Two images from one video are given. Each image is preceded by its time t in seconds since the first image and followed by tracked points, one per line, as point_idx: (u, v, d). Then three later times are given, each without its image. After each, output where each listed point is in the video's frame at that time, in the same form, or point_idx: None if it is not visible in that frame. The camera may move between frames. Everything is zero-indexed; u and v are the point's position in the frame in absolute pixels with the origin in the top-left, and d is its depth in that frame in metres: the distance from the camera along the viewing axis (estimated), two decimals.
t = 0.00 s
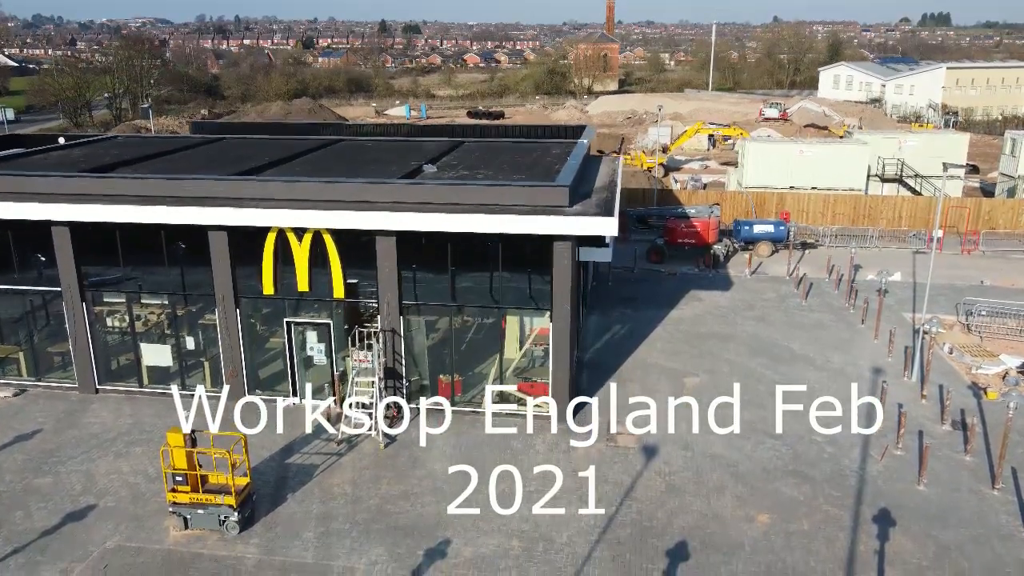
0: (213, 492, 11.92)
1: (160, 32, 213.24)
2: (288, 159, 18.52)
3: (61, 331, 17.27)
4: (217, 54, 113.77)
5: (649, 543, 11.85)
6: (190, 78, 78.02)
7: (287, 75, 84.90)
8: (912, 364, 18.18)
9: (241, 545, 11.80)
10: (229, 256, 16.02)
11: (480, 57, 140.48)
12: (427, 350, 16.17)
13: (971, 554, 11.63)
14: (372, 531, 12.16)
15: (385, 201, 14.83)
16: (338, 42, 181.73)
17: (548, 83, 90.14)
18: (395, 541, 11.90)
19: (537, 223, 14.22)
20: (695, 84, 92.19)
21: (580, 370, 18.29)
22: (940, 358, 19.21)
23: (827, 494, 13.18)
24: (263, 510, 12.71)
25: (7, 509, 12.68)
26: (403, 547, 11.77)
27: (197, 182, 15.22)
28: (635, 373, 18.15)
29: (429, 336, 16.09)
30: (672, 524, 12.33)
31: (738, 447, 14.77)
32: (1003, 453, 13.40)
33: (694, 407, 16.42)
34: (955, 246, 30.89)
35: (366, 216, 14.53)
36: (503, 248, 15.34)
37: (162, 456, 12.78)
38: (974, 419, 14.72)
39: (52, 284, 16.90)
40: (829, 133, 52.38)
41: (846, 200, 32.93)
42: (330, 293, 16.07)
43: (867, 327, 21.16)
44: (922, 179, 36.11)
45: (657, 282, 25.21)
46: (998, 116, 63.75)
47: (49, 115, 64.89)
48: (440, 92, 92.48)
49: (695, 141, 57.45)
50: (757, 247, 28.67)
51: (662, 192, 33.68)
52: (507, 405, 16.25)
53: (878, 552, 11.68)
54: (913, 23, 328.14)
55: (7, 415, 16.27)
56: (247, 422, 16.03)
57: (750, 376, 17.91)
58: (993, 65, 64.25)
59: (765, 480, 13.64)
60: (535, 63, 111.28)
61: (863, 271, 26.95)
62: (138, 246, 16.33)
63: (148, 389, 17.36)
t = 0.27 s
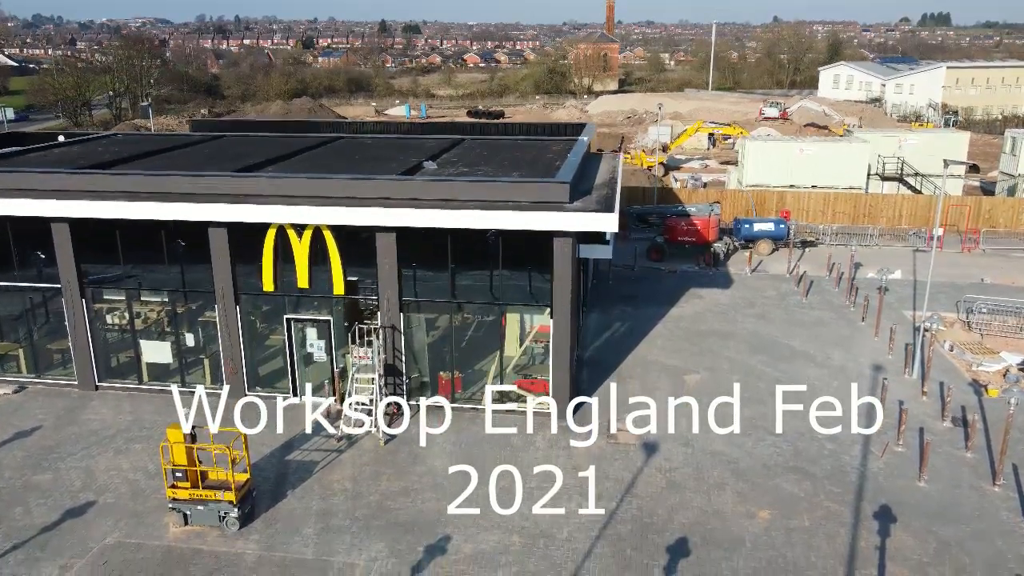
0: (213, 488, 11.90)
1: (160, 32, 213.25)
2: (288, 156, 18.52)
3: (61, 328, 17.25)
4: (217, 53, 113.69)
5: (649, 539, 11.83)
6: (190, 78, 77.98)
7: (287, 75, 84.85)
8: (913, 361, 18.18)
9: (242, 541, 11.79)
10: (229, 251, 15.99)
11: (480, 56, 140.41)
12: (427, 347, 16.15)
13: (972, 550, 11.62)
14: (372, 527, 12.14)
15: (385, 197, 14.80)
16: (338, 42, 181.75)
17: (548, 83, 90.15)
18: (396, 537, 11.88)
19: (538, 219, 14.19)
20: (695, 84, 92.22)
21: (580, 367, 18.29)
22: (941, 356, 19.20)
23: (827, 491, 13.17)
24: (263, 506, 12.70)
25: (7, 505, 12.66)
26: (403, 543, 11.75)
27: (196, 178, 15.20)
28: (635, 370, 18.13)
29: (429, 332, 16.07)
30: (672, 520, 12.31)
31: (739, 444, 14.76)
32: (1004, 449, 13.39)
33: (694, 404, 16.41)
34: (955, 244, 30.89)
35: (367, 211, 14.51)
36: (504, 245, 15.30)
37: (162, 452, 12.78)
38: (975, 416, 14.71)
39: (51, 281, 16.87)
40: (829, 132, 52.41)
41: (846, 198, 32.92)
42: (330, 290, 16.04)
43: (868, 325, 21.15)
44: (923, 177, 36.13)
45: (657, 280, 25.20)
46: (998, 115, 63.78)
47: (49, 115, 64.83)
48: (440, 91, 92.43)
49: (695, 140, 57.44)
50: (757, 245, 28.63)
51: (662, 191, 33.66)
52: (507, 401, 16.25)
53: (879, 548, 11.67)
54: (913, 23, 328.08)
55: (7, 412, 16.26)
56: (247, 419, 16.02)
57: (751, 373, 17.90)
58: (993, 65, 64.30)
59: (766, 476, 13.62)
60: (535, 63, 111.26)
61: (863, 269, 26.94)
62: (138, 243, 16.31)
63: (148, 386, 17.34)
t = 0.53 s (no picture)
0: (212, 483, 11.88)
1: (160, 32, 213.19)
2: (288, 152, 18.50)
3: (60, 325, 17.23)
4: (217, 53, 113.62)
5: (649, 534, 11.81)
6: (190, 77, 77.92)
7: (287, 74, 84.80)
8: (914, 357, 18.16)
9: (241, 536, 11.76)
10: (228, 247, 15.96)
11: (480, 55, 140.31)
12: (427, 343, 16.13)
13: (973, 545, 11.59)
14: (372, 522, 12.12)
15: (385, 193, 14.76)
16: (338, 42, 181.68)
17: (548, 83, 90.08)
18: (395, 532, 11.86)
19: (539, 215, 14.16)
20: (695, 83, 92.21)
21: (579, 363, 18.27)
22: (942, 353, 19.17)
23: (828, 486, 13.15)
24: (263, 501, 12.68)
25: (6, 500, 12.64)
26: (403, 537, 11.73)
27: (195, 174, 15.18)
28: (635, 367, 18.10)
29: (429, 328, 16.04)
30: (672, 515, 12.29)
31: (739, 439, 14.74)
32: (1005, 445, 13.36)
33: (695, 400, 16.38)
34: (956, 242, 30.85)
35: (367, 206, 14.48)
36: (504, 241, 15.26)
37: (161, 447, 12.77)
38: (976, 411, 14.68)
39: (51, 277, 16.85)
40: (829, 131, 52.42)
41: (846, 196, 32.88)
42: (330, 285, 16.01)
43: (868, 322, 21.12)
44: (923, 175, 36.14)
45: (657, 277, 25.18)
46: (998, 115, 63.79)
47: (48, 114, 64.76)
48: (440, 91, 92.36)
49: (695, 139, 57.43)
50: (757, 243, 28.64)
51: (662, 188, 33.63)
52: (506, 397, 16.25)
53: (880, 543, 11.64)
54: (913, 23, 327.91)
55: (6, 408, 16.24)
56: (247, 415, 16.00)
57: (751, 370, 17.88)
58: (993, 64, 64.32)
59: (766, 472, 13.60)
60: (535, 63, 111.18)
61: (864, 266, 26.92)
62: (138, 239, 16.29)
63: (147, 382, 17.31)
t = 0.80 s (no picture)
0: (211, 476, 11.86)
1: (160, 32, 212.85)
2: (287, 147, 18.46)
3: (60, 320, 17.20)
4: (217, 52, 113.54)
5: (649, 527, 11.77)
6: (190, 77, 77.84)
7: (287, 73, 84.72)
8: (914, 352, 18.13)
9: (240, 529, 11.73)
10: (227, 240, 15.93)
11: (479, 55, 140.21)
12: (427, 338, 16.09)
13: (974, 538, 11.55)
14: (372, 515, 12.08)
15: (384, 186, 14.72)
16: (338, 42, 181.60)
17: (548, 82, 89.98)
18: (395, 525, 11.82)
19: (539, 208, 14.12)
20: (695, 83, 92.17)
21: (579, 358, 18.24)
22: (942, 348, 19.13)
23: (829, 480, 13.12)
24: (263, 495, 12.65)
25: (5, 494, 12.61)
26: (403, 530, 11.69)
27: (194, 168, 15.14)
28: (635, 362, 18.06)
29: (429, 323, 16.01)
30: (673, 508, 12.25)
31: (739, 434, 14.71)
32: (1006, 438, 13.33)
33: (695, 395, 16.34)
34: (956, 239, 30.82)
35: (367, 200, 14.45)
36: (504, 234, 15.23)
37: (160, 441, 12.76)
38: (976, 405, 14.64)
39: (50, 271, 16.82)
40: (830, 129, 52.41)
41: (846, 193, 32.85)
42: (330, 279, 15.98)
43: (869, 317, 21.09)
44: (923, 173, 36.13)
45: (657, 274, 25.15)
46: (998, 113, 63.80)
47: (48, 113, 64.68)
48: (440, 90, 92.29)
49: (695, 137, 57.43)
50: (757, 239, 28.66)
51: (662, 185, 33.61)
52: (506, 392, 16.21)
53: (881, 536, 11.61)
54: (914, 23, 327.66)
55: (5, 402, 16.20)
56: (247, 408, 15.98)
57: (751, 365, 17.85)
58: (993, 63, 64.33)
59: (767, 465, 13.57)
60: (535, 62, 111.13)
61: (864, 263, 26.89)
62: (138, 235, 16.25)
63: (147, 377, 17.28)
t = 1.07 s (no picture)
0: (210, 468, 11.86)
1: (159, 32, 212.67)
2: (287, 141, 18.43)
3: (59, 315, 17.16)
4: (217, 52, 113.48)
5: (650, 519, 11.74)
6: (190, 76, 77.75)
7: (287, 72, 84.66)
8: (915, 347, 18.10)
9: (239, 521, 11.70)
10: (226, 233, 15.89)
11: (479, 54, 140.15)
12: (427, 332, 16.05)
13: (975, 530, 11.52)
14: (372, 507, 12.05)
15: (384, 179, 14.67)
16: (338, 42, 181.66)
17: (548, 82, 89.88)
18: (394, 517, 11.79)
19: (539, 200, 14.09)
20: (695, 82, 92.13)
21: (579, 352, 18.22)
22: (943, 343, 19.09)
23: (829, 472, 13.08)
24: (262, 487, 12.62)
25: (3, 486, 12.57)
26: (402, 522, 11.66)
27: (193, 161, 15.10)
28: (636, 356, 18.02)
29: (428, 316, 15.98)
30: (673, 501, 12.22)
31: (740, 427, 14.68)
32: (1007, 431, 13.30)
33: (695, 389, 16.31)
34: (957, 236, 30.79)
35: (367, 192, 14.43)
36: (504, 227, 15.19)
37: (159, 434, 12.75)
38: (977, 398, 14.62)
39: (49, 265, 16.79)
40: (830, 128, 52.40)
41: (847, 189, 32.80)
42: (329, 273, 15.94)
43: (869, 312, 21.06)
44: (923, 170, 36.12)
45: (658, 270, 25.12)
46: (998, 112, 63.81)
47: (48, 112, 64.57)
48: (440, 89, 92.24)
49: (695, 136, 57.41)
50: (757, 236, 28.68)
51: (662, 182, 33.59)
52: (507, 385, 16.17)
53: (881, 528, 11.58)
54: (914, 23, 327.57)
55: (3, 396, 16.17)
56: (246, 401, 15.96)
57: (751, 359, 17.81)
58: (992, 62, 64.34)
59: (768, 458, 13.54)
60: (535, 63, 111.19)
61: (864, 259, 26.87)
62: (137, 229, 16.23)
63: (146, 371, 17.23)
